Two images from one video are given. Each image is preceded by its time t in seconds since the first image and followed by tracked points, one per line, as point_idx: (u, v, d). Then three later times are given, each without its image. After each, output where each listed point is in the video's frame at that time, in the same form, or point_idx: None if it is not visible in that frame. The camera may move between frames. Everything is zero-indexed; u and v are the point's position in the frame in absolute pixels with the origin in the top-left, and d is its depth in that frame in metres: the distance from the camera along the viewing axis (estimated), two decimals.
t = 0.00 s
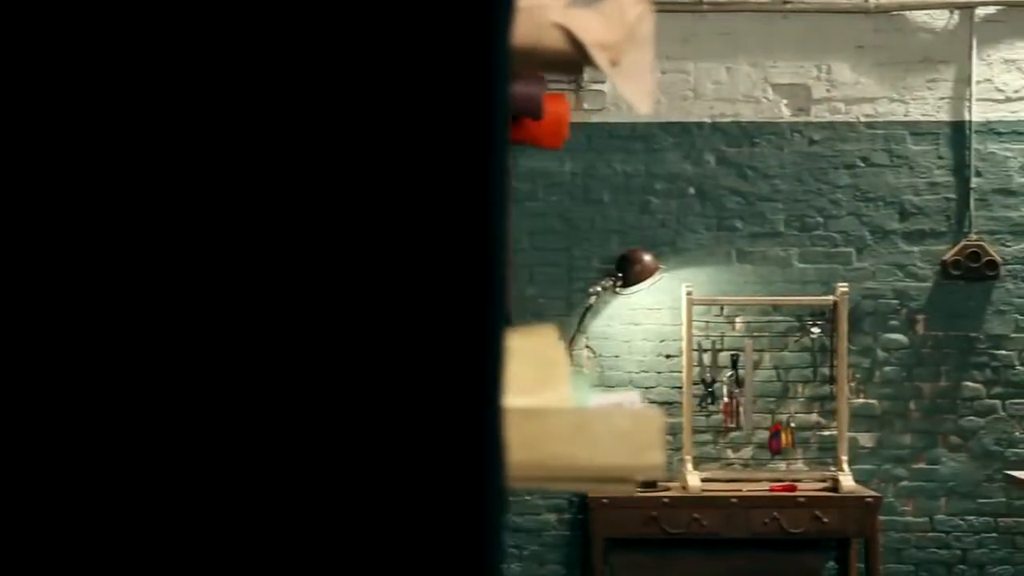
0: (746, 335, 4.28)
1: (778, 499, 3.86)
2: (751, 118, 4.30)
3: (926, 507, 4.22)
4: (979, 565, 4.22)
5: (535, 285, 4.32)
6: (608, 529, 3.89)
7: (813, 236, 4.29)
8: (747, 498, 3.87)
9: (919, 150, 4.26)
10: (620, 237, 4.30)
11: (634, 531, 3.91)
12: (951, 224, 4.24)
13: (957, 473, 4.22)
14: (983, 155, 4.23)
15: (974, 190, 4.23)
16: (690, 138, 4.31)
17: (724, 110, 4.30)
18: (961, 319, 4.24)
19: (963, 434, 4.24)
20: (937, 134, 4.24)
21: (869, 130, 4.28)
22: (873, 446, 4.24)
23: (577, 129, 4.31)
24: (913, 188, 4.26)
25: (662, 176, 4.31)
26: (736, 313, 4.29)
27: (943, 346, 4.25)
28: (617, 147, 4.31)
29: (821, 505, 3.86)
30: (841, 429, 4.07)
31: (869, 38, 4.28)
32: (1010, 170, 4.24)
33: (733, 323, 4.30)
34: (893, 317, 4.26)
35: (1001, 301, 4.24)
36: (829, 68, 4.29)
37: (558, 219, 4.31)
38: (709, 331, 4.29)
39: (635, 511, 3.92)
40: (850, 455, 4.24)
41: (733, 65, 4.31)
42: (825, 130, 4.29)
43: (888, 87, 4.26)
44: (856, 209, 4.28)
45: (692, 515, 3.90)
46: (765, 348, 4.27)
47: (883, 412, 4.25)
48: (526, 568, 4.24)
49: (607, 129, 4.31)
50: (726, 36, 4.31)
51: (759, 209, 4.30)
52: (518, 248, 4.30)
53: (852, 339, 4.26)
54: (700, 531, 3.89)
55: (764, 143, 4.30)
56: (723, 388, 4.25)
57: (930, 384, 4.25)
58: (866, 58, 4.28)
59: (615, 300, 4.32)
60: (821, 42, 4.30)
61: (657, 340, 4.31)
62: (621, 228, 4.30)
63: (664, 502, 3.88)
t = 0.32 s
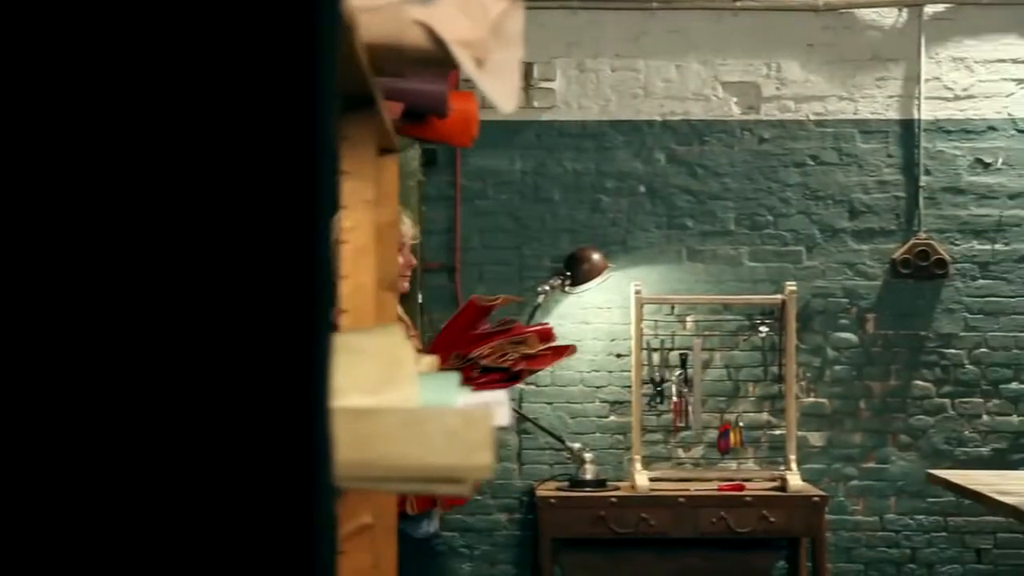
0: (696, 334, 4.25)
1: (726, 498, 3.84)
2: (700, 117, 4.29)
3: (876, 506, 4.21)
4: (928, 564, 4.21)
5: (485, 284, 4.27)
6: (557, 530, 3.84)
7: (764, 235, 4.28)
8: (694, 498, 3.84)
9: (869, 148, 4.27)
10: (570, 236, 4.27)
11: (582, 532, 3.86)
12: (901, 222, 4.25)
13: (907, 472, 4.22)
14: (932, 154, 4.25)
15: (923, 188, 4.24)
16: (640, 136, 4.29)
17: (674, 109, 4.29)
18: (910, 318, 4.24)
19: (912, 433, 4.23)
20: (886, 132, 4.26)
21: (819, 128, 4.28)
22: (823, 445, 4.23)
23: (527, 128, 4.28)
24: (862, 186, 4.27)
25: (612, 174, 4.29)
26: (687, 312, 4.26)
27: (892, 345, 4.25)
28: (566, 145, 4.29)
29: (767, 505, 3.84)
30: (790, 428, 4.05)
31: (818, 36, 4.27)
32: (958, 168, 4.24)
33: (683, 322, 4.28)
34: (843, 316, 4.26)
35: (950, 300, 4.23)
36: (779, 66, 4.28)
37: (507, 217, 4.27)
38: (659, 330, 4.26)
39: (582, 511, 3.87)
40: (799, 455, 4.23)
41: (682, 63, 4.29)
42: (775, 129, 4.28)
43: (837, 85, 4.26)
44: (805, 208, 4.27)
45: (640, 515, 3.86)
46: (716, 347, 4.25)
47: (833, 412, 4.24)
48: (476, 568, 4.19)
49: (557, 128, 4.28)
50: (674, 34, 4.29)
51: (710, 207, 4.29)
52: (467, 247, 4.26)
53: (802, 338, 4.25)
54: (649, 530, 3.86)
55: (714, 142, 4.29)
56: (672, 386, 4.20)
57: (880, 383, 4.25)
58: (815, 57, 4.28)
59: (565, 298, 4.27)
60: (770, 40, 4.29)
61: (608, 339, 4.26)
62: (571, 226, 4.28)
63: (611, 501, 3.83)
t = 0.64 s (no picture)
0: (645, 334, 4.25)
1: (672, 497, 3.81)
2: (650, 115, 4.28)
3: (825, 505, 4.21)
4: (878, 564, 4.21)
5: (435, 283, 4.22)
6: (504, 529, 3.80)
7: (713, 233, 4.27)
8: (640, 497, 3.81)
9: (818, 147, 4.27)
10: (520, 234, 4.24)
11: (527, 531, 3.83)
12: (850, 221, 4.25)
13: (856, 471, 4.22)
14: (880, 153, 4.26)
15: (872, 187, 4.24)
16: (590, 135, 4.27)
17: (623, 107, 4.27)
18: (860, 317, 4.24)
19: (861, 432, 4.23)
20: (835, 131, 4.26)
21: (768, 127, 4.28)
22: (772, 445, 4.22)
23: (476, 127, 4.25)
24: (812, 185, 4.26)
25: (562, 173, 4.26)
26: (636, 311, 4.26)
27: (842, 343, 4.24)
28: (516, 143, 4.26)
29: (714, 504, 3.82)
30: (738, 427, 4.04)
31: (768, 35, 4.27)
32: (907, 167, 4.25)
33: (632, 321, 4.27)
34: (793, 315, 4.25)
35: (899, 299, 4.23)
36: (728, 66, 4.28)
37: (457, 216, 4.24)
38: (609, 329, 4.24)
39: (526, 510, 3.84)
40: (748, 455, 4.22)
41: (632, 61, 4.28)
42: (724, 127, 4.28)
43: (786, 84, 4.27)
44: (754, 207, 4.27)
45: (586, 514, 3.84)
46: (665, 347, 4.24)
47: (783, 411, 4.23)
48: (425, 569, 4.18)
49: (506, 126, 4.25)
50: (624, 32, 4.28)
51: (659, 206, 4.27)
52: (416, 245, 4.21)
53: (751, 337, 4.24)
54: (594, 530, 3.82)
55: (663, 140, 4.28)
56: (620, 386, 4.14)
57: (830, 382, 4.24)
58: (765, 55, 4.27)
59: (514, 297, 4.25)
60: (719, 38, 4.28)
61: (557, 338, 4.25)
62: (521, 225, 4.25)
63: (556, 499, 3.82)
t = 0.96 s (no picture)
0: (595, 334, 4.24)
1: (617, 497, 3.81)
2: (599, 114, 4.27)
3: (773, 505, 4.22)
4: (826, 563, 4.21)
5: (383, 281, 4.21)
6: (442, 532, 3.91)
7: (662, 233, 4.26)
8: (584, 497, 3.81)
9: (767, 147, 4.27)
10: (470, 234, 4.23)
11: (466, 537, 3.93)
12: (799, 221, 4.25)
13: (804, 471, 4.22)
14: (829, 152, 4.26)
15: (821, 187, 4.25)
16: (540, 134, 4.25)
17: (573, 106, 4.26)
18: (809, 317, 4.24)
19: (810, 432, 4.23)
20: (784, 130, 4.27)
21: (717, 126, 4.27)
22: (720, 444, 4.23)
23: (425, 126, 4.23)
24: (761, 184, 4.26)
25: (512, 172, 4.24)
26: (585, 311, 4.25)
27: (791, 343, 4.24)
28: (464, 142, 4.23)
29: (659, 504, 3.82)
30: (684, 428, 4.04)
31: (717, 34, 4.27)
32: (856, 167, 4.26)
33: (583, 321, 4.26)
34: (742, 314, 4.24)
35: (848, 299, 4.24)
36: (678, 65, 4.27)
37: (406, 215, 4.22)
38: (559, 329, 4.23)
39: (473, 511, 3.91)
40: (696, 455, 4.23)
41: (581, 61, 4.27)
42: (674, 127, 4.27)
43: (735, 84, 4.27)
44: (704, 206, 4.27)
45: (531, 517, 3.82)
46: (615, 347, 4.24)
47: (732, 410, 4.23)
48: (372, 570, 4.19)
49: (455, 125, 4.23)
50: (573, 32, 4.27)
51: (608, 205, 4.26)
52: (363, 244, 4.20)
53: (700, 337, 4.24)
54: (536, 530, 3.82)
55: (613, 139, 4.27)
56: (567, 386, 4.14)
57: (779, 381, 4.24)
58: (714, 55, 4.28)
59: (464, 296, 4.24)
60: (669, 37, 4.28)
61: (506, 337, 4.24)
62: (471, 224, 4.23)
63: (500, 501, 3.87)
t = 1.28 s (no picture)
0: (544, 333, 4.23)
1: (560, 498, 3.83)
2: (550, 114, 4.25)
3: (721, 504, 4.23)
4: (773, 562, 4.23)
5: (332, 280, 4.22)
6: (389, 526, 3.90)
7: (612, 233, 4.25)
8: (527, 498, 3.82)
9: (718, 147, 4.26)
10: (419, 234, 4.22)
11: (414, 530, 3.91)
12: (749, 221, 4.26)
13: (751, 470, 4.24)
14: (779, 152, 4.26)
15: (770, 187, 4.25)
16: (489, 133, 4.24)
17: (523, 106, 4.24)
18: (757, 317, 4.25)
19: (758, 431, 4.25)
20: (735, 130, 4.26)
21: (667, 126, 4.26)
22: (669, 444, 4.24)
23: (375, 125, 4.22)
24: (711, 184, 4.26)
25: (461, 172, 4.24)
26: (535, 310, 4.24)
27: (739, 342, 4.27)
28: (414, 142, 4.23)
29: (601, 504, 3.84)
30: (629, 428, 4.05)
31: (668, 34, 4.25)
32: (805, 167, 4.26)
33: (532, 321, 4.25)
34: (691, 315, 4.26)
35: (797, 299, 4.26)
36: (628, 65, 4.25)
37: (355, 215, 4.23)
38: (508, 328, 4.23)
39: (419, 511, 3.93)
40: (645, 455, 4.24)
41: (532, 61, 4.25)
42: (624, 126, 4.26)
43: (686, 84, 4.25)
44: (654, 206, 4.26)
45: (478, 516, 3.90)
46: (564, 347, 4.25)
47: (680, 410, 4.25)
48: (320, 569, 4.22)
49: (405, 125, 4.22)
50: (524, 31, 4.25)
51: (559, 205, 4.25)
52: (312, 244, 4.21)
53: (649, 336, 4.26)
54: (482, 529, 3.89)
55: (563, 139, 4.25)
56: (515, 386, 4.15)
57: (728, 381, 4.25)
58: (665, 54, 4.25)
59: (415, 296, 4.24)
60: (621, 37, 4.26)
61: (456, 336, 4.25)
62: (420, 224, 4.23)
63: (448, 501, 3.90)
